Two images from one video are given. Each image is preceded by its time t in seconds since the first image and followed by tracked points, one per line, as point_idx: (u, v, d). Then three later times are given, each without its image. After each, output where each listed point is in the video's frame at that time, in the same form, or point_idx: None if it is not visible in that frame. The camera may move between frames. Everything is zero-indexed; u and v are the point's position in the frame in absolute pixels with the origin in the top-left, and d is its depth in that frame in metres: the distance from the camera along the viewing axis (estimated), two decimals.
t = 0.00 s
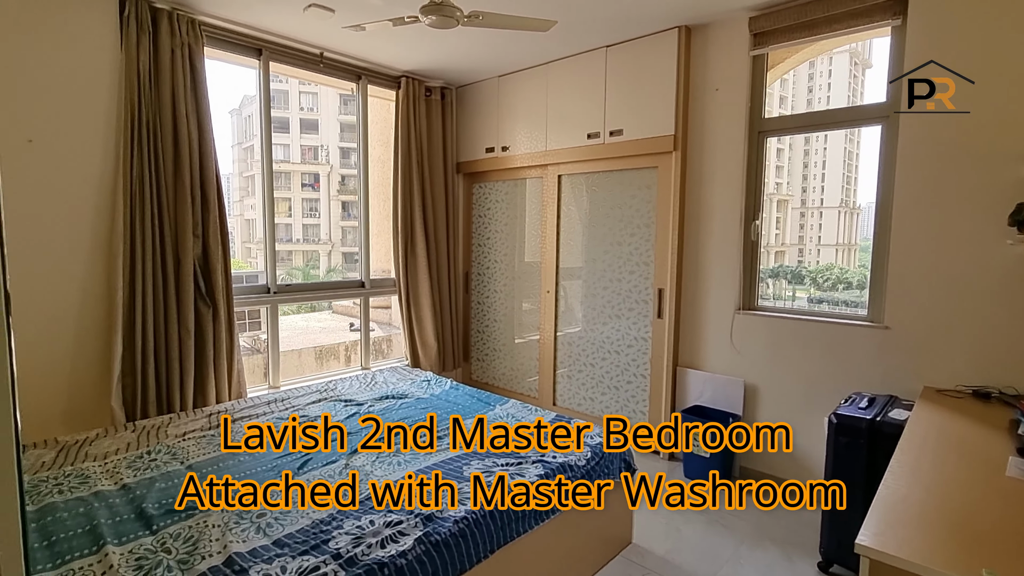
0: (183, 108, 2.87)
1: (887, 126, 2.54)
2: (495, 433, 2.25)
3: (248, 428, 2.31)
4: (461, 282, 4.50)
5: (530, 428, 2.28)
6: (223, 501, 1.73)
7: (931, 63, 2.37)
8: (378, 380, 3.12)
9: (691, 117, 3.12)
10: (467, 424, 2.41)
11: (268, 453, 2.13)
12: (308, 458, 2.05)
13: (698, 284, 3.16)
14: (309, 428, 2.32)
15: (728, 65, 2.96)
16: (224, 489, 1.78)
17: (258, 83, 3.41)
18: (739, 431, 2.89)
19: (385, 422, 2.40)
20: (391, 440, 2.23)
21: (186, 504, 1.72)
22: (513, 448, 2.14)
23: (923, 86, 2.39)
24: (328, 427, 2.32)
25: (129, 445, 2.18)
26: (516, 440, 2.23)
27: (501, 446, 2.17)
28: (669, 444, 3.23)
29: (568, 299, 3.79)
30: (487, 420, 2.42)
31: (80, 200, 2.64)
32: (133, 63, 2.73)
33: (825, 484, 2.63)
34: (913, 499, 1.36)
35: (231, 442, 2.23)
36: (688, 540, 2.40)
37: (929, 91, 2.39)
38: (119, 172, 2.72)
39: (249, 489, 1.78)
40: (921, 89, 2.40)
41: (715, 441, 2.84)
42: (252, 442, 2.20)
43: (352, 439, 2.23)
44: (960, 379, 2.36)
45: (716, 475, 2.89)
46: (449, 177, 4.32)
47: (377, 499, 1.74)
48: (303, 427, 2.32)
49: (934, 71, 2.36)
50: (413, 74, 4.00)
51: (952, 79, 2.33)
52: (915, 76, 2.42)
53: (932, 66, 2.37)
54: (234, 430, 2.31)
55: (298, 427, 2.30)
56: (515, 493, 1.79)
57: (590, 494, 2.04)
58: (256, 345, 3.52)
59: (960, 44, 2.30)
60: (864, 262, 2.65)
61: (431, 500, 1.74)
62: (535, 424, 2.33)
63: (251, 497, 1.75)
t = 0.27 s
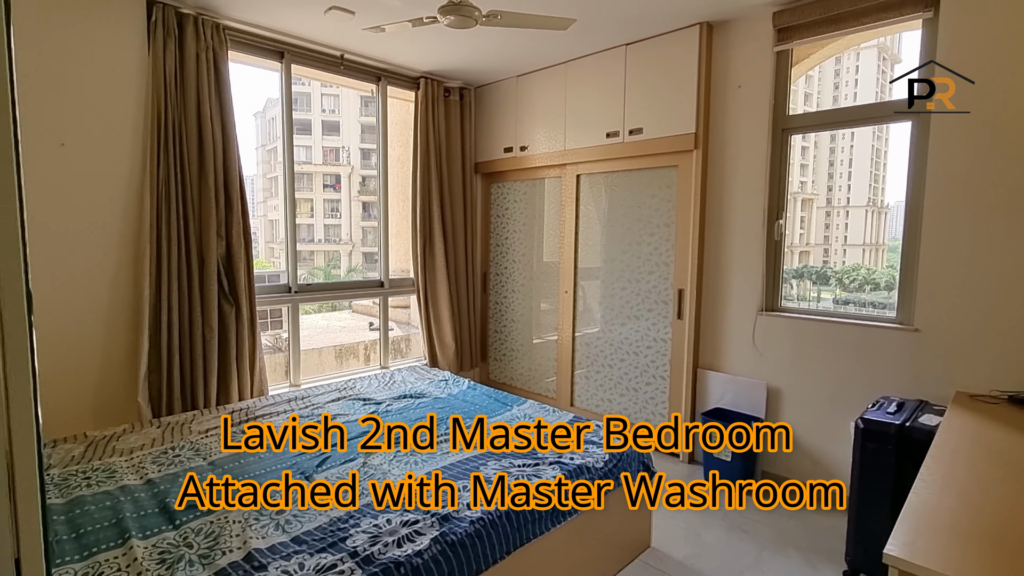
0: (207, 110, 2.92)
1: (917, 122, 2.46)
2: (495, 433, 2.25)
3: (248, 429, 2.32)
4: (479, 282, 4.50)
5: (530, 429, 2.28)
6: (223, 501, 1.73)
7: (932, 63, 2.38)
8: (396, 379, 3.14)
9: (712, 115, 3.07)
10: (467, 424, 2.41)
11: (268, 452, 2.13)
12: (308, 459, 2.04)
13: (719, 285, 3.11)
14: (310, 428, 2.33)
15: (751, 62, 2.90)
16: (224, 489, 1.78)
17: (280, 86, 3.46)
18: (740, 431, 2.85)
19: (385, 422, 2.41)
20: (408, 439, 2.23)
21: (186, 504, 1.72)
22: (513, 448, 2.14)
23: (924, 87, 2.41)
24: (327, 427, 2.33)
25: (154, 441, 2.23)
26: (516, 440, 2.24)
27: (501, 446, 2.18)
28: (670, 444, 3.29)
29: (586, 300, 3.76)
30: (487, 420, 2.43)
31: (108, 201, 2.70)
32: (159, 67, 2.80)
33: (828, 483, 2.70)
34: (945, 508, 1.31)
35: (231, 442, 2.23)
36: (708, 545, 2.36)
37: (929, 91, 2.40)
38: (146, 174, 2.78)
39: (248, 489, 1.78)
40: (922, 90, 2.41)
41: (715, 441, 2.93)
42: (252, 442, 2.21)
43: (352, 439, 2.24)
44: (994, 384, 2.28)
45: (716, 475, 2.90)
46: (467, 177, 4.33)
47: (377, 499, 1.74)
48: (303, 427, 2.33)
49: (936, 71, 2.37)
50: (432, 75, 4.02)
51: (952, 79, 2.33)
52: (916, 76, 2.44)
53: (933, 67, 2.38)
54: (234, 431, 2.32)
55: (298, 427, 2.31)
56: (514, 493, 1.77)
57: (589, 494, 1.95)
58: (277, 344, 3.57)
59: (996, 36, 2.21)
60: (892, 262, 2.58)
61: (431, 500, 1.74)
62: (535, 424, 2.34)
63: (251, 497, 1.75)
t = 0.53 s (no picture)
0: (217, 111, 2.94)
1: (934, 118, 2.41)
2: (495, 433, 2.25)
3: (247, 429, 2.32)
4: (487, 282, 4.49)
5: (530, 429, 2.28)
6: (223, 501, 1.74)
7: (932, 63, 2.39)
8: (403, 379, 3.14)
9: (723, 113, 3.03)
10: (466, 424, 2.41)
11: (269, 453, 2.14)
12: (308, 459, 2.04)
13: (729, 285, 3.07)
14: (309, 428, 2.33)
15: (762, 58, 2.86)
16: (223, 489, 1.78)
17: (289, 86, 3.46)
18: (740, 432, 2.85)
19: (385, 422, 2.41)
20: (415, 440, 2.22)
21: (186, 504, 1.73)
22: (513, 448, 2.13)
23: (923, 87, 2.41)
24: (328, 427, 2.33)
25: (162, 440, 2.24)
26: (516, 440, 2.24)
27: (500, 446, 2.18)
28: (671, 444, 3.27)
29: (595, 299, 3.74)
30: (488, 420, 2.42)
31: (119, 202, 2.73)
32: (169, 68, 2.82)
33: (828, 483, 2.68)
34: (962, 514, 1.27)
35: (231, 442, 2.23)
36: (717, 548, 2.33)
37: (929, 91, 2.40)
38: (155, 175, 2.80)
39: (247, 489, 1.78)
40: (921, 90, 2.42)
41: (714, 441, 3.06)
42: (252, 442, 2.21)
43: (352, 439, 2.24)
44: (1014, 386, 2.22)
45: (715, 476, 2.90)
46: (475, 177, 4.33)
47: (377, 499, 1.74)
48: (303, 427, 2.33)
49: (935, 71, 2.38)
50: (440, 74, 4.01)
51: (951, 79, 2.33)
52: (915, 76, 2.45)
53: (932, 67, 2.39)
54: (233, 431, 2.32)
55: (298, 427, 2.31)
56: (514, 493, 1.76)
57: (590, 493, 1.90)
58: (286, 343, 3.58)
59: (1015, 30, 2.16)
60: (907, 262, 2.52)
61: (431, 499, 1.74)
62: (535, 424, 2.33)
63: (251, 497, 1.75)
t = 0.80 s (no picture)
0: (220, 110, 2.94)
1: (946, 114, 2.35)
2: (495, 433, 2.23)
3: (248, 429, 2.30)
4: (491, 282, 4.47)
5: (529, 429, 2.26)
6: (223, 501, 1.72)
7: (932, 63, 2.38)
8: (407, 379, 3.12)
9: (729, 110, 2.99)
10: (466, 424, 2.39)
11: (269, 453, 2.12)
12: (309, 458, 2.04)
13: (736, 285, 3.02)
14: (310, 428, 2.31)
15: (770, 54, 2.81)
16: (224, 490, 1.77)
17: (292, 85, 3.46)
18: (740, 432, 2.84)
19: (385, 422, 2.39)
20: (416, 441, 2.19)
21: (186, 504, 1.72)
22: (513, 448, 2.11)
23: (923, 87, 2.40)
24: (327, 427, 2.31)
25: (165, 439, 2.24)
26: (516, 440, 2.22)
27: (500, 446, 2.15)
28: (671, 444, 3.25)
29: (600, 299, 3.71)
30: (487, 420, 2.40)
31: (122, 201, 2.73)
32: (172, 67, 2.82)
33: (827, 483, 2.66)
34: (977, 521, 1.23)
35: (231, 442, 2.22)
36: (723, 552, 2.29)
37: (929, 92, 2.38)
38: (159, 174, 2.81)
39: (248, 490, 1.77)
40: (921, 90, 2.40)
41: (714, 441, 3.05)
42: (252, 442, 2.19)
43: (351, 439, 2.22)
44: None
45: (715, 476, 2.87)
46: (480, 175, 4.30)
47: (377, 499, 1.73)
48: (303, 427, 2.31)
49: (935, 71, 2.36)
50: (444, 73, 4.00)
51: (952, 79, 2.32)
52: (916, 76, 2.43)
53: (932, 67, 2.38)
54: (234, 432, 2.30)
55: (298, 427, 2.29)
56: (514, 493, 1.74)
57: (590, 495, 1.86)
58: (291, 343, 3.58)
59: None
60: (920, 262, 2.46)
61: (430, 500, 1.72)
62: (534, 424, 2.31)
63: (251, 497, 1.74)
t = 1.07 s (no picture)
0: (224, 107, 2.93)
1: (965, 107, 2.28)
2: (495, 433, 2.19)
3: (248, 429, 2.27)
4: (498, 280, 4.44)
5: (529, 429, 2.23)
6: (223, 501, 1.70)
7: (931, 63, 2.36)
8: (411, 377, 3.09)
9: (739, 104, 2.92)
10: (466, 424, 2.35)
11: (269, 453, 2.09)
12: (309, 458, 2.01)
13: (745, 283, 2.96)
14: (309, 428, 2.28)
15: (782, 46, 2.74)
16: (224, 489, 1.74)
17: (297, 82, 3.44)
18: (741, 431, 2.82)
19: (385, 422, 2.35)
20: (418, 441, 2.16)
21: (186, 504, 1.69)
22: (513, 448, 2.08)
23: (923, 87, 2.37)
24: (328, 427, 2.28)
25: (167, 436, 2.23)
26: (516, 440, 2.18)
27: (501, 446, 2.12)
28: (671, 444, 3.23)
29: (607, 297, 3.66)
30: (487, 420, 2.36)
31: (126, 198, 2.73)
32: (176, 63, 2.80)
33: (827, 483, 2.64)
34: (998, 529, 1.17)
35: (231, 442, 2.19)
36: (733, 556, 2.24)
37: (929, 91, 2.36)
38: (163, 171, 2.80)
39: (248, 489, 1.74)
40: (921, 90, 2.38)
41: (714, 441, 3.02)
42: (252, 442, 2.16)
43: (352, 439, 2.19)
44: None
45: (716, 475, 2.84)
46: (485, 172, 4.27)
47: (377, 499, 1.70)
48: (303, 427, 2.28)
49: (935, 72, 2.34)
50: (450, 69, 3.96)
51: (952, 79, 2.30)
52: (915, 76, 2.41)
53: (932, 68, 2.35)
54: (234, 431, 2.26)
55: (298, 427, 2.26)
56: (515, 493, 1.71)
57: (591, 495, 1.81)
58: (296, 340, 3.57)
59: None
60: (934, 260, 2.39)
61: (431, 500, 1.69)
62: (534, 424, 2.27)
63: (251, 497, 1.72)
